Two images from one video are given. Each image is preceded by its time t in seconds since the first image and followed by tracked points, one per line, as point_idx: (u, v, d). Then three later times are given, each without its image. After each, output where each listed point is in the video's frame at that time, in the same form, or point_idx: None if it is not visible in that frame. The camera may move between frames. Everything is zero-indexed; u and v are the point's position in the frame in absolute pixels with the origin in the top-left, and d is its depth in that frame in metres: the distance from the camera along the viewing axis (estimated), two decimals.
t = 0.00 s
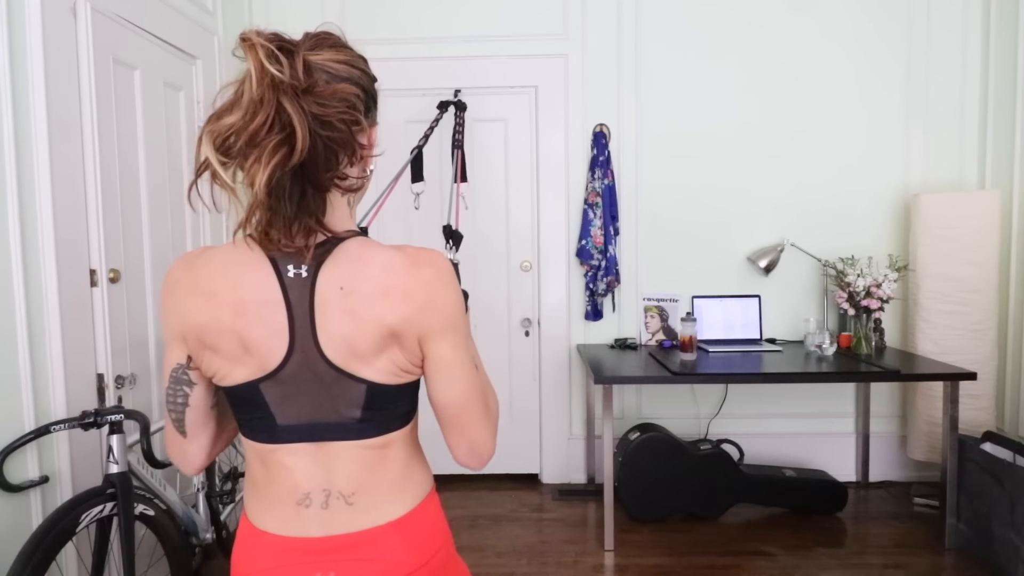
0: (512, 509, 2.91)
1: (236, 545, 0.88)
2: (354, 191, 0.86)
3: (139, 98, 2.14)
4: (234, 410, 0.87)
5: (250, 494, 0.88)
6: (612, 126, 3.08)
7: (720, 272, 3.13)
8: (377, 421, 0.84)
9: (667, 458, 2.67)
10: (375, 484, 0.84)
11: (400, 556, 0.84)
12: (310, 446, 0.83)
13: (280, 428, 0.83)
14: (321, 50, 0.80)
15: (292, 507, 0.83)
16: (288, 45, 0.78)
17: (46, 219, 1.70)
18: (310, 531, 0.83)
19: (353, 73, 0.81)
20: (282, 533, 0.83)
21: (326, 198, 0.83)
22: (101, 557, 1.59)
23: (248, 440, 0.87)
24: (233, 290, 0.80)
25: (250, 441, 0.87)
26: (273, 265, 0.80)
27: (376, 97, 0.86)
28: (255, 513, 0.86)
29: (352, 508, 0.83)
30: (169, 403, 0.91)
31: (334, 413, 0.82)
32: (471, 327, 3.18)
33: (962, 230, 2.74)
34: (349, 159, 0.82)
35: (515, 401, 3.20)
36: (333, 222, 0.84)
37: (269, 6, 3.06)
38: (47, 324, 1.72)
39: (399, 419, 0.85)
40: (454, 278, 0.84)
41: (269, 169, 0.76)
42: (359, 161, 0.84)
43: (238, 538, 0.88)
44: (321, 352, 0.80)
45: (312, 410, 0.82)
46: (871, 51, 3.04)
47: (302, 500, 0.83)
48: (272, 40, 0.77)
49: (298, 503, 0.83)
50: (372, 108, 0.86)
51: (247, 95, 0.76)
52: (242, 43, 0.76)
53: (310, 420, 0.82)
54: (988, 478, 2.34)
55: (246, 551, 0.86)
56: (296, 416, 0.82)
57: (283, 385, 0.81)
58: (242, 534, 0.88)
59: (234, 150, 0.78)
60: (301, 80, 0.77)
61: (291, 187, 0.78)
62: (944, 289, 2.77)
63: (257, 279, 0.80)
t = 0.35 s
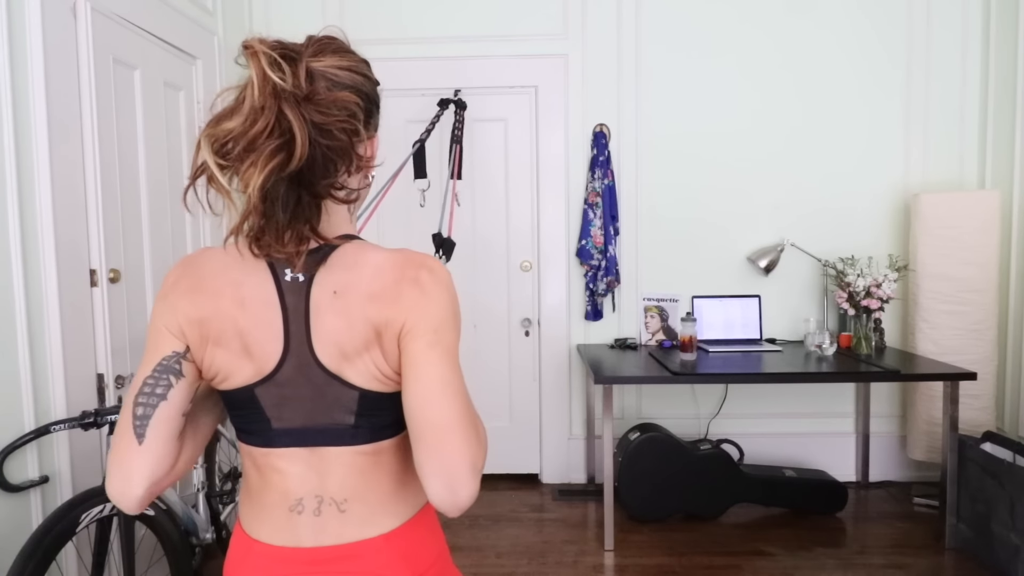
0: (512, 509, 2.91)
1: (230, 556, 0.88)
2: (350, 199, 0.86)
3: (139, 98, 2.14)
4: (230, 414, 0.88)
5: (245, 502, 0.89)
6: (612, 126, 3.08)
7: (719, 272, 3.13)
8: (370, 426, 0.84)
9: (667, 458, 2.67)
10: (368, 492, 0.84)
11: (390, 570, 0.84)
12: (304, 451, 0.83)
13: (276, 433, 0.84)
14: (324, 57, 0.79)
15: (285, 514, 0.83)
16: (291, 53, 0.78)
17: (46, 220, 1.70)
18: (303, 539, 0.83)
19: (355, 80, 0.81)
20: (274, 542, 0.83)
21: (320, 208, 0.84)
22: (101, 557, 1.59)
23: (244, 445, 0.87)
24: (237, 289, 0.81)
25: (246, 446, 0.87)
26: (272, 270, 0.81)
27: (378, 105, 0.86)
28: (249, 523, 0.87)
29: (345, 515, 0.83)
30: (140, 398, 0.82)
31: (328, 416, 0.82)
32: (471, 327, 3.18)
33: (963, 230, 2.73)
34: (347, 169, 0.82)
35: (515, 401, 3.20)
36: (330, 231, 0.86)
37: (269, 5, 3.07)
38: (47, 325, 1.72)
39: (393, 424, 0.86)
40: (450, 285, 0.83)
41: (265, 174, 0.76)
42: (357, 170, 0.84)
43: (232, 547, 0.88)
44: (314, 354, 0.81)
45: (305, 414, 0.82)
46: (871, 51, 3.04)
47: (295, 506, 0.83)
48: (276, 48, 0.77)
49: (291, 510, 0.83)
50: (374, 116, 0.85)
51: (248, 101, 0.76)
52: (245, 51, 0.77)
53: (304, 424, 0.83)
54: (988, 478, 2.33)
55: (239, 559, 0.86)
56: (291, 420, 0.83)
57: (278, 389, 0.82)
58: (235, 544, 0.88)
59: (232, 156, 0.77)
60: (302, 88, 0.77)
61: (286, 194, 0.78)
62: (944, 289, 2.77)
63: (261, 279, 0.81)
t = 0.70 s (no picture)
0: (512, 509, 2.91)
1: (240, 529, 0.88)
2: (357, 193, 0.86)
3: (139, 97, 2.14)
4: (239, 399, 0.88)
5: (254, 479, 0.88)
6: (612, 126, 3.08)
7: (720, 272, 3.13)
8: (378, 408, 0.84)
9: (668, 457, 2.67)
10: (377, 467, 0.84)
11: (398, 537, 0.84)
12: (313, 432, 0.83)
13: (283, 417, 0.84)
14: (325, 53, 0.80)
15: (295, 490, 0.83)
16: (295, 51, 0.78)
17: (46, 220, 1.70)
18: (312, 513, 0.83)
19: (356, 76, 0.81)
20: (285, 516, 0.83)
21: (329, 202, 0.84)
22: (101, 557, 1.59)
23: (252, 428, 0.87)
24: (241, 283, 0.81)
25: (254, 429, 0.87)
26: (275, 260, 0.81)
27: (379, 99, 0.87)
28: (259, 497, 0.86)
29: (354, 490, 0.83)
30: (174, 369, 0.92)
31: (338, 399, 0.82)
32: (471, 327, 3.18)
33: (963, 230, 2.74)
34: (353, 165, 0.83)
35: (515, 401, 3.20)
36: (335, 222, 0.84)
37: (268, 5, 3.06)
38: (47, 325, 1.72)
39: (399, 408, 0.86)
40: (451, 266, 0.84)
41: (277, 175, 0.77)
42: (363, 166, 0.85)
43: (242, 522, 0.88)
44: (322, 341, 0.81)
45: (315, 397, 0.82)
46: (871, 51, 3.04)
47: (305, 483, 0.83)
48: (280, 47, 0.78)
49: (300, 486, 0.83)
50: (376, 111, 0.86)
51: (255, 101, 0.77)
52: (251, 51, 0.77)
53: (313, 407, 0.83)
54: (988, 478, 2.34)
55: (250, 537, 0.86)
56: (301, 404, 0.83)
57: (287, 374, 0.82)
58: (247, 518, 0.88)
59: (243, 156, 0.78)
60: (308, 88, 0.77)
61: (297, 192, 0.79)
62: (944, 289, 2.78)
63: (265, 273, 0.81)
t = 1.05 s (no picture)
0: (512, 509, 2.91)
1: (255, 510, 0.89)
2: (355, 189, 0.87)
3: (139, 98, 2.14)
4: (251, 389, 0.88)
5: (268, 461, 0.89)
6: (612, 126, 3.08)
7: (720, 272, 3.13)
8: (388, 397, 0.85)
9: (668, 457, 2.67)
10: (388, 448, 0.85)
11: (410, 511, 0.85)
12: (325, 419, 0.84)
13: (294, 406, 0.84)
14: (325, 53, 0.81)
15: (309, 471, 0.84)
16: (295, 54, 0.79)
17: (47, 220, 1.70)
18: (327, 490, 0.83)
19: (354, 76, 0.82)
20: (299, 494, 0.84)
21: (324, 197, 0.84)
22: (101, 557, 1.59)
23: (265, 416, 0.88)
24: (245, 278, 0.82)
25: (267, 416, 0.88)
26: (285, 254, 0.82)
27: (378, 98, 0.87)
28: (274, 478, 0.87)
29: (366, 470, 0.84)
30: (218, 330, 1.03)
31: (351, 387, 0.83)
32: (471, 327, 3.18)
33: (962, 230, 2.74)
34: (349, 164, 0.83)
35: (515, 401, 3.20)
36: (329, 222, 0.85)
37: (268, 5, 3.06)
38: (47, 324, 1.72)
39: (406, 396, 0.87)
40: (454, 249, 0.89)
41: (273, 172, 0.77)
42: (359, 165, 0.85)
43: (258, 503, 0.89)
44: (336, 332, 0.82)
45: (328, 386, 0.83)
46: (871, 51, 3.04)
47: (319, 464, 0.84)
48: (279, 48, 0.79)
49: (315, 466, 0.84)
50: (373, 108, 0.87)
51: (255, 102, 0.78)
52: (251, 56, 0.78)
53: (325, 396, 0.83)
54: (988, 478, 2.34)
55: (265, 516, 0.87)
56: (314, 393, 0.83)
57: (300, 364, 0.82)
58: (262, 499, 0.89)
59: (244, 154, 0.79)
60: (305, 87, 0.78)
61: (294, 189, 0.80)
62: (944, 289, 2.78)
63: (269, 267, 0.82)
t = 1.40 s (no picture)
0: (512, 509, 2.91)
1: (255, 517, 0.90)
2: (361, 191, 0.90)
3: (139, 98, 2.14)
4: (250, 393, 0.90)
5: (268, 469, 0.91)
6: (612, 126, 3.08)
7: (720, 272, 3.13)
8: (386, 403, 0.87)
9: (668, 457, 2.67)
10: (386, 456, 0.88)
11: (409, 521, 0.87)
12: (325, 424, 0.86)
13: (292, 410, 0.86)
14: (330, 55, 0.84)
15: (307, 478, 0.86)
16: (300, 53, 0.82)
17: (47, 220, 1.70)
18: (326, 498, 0.85)
19: (360, 78, 0.85)
20: (297, 501, 0.86)
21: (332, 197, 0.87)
22: (101, 557, 1.59)
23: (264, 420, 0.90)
24: (240, 282, 0.83)
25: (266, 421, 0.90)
26: (284, 256, 0.84)
27: (382, 100, 0.90)
28: (272, 484, 0.89)
29: (364, 477, 0.86)
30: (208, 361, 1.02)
31: (349, 391, 0.85)
32: (471, 327, 3.18)
33: (962, 230, 2.74)
34: (356, 163, 0.86)
35: (515, 401, 3.20)
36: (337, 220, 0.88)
37: (268, 6, 3.06)
38: (47, 324, 1.72)
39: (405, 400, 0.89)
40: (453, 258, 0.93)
41: (281, 171, 0.80)
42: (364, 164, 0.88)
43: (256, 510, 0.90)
44: (334, 336, 0.84)
45: (324, 391, 0.85)
46: (871, 51, 3.04)
47: (318, 471, 0.86)
48: (285, 50, 0.82)
49: (314, 473, 0.86)
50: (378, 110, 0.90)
51: (262, 100, 0.80)
52: (258, 54, 0.81)
53: (323, 400, 0.85)
54: (988, 478, 2.34)
55: (264, 523, 0.88)
56: (312, 397, 0.85)
57: (297, 368, 0.84)
58: (260, 506, 0.90)
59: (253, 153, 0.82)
60: (312, 86, 0.81)
61: (302, 188, 0.82)
62: (944, 289, 2.78)
63: (263, 267, 0.83)
